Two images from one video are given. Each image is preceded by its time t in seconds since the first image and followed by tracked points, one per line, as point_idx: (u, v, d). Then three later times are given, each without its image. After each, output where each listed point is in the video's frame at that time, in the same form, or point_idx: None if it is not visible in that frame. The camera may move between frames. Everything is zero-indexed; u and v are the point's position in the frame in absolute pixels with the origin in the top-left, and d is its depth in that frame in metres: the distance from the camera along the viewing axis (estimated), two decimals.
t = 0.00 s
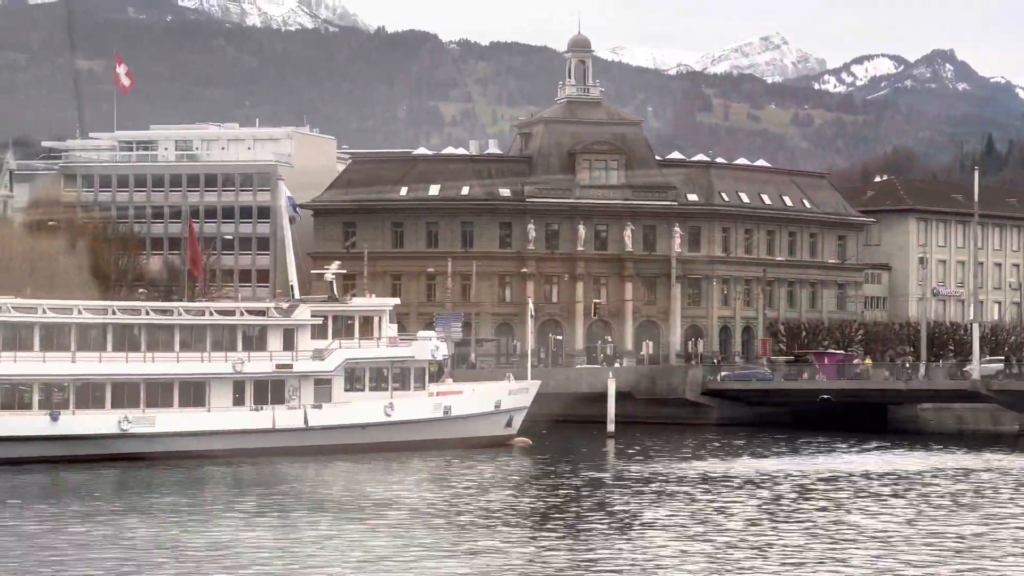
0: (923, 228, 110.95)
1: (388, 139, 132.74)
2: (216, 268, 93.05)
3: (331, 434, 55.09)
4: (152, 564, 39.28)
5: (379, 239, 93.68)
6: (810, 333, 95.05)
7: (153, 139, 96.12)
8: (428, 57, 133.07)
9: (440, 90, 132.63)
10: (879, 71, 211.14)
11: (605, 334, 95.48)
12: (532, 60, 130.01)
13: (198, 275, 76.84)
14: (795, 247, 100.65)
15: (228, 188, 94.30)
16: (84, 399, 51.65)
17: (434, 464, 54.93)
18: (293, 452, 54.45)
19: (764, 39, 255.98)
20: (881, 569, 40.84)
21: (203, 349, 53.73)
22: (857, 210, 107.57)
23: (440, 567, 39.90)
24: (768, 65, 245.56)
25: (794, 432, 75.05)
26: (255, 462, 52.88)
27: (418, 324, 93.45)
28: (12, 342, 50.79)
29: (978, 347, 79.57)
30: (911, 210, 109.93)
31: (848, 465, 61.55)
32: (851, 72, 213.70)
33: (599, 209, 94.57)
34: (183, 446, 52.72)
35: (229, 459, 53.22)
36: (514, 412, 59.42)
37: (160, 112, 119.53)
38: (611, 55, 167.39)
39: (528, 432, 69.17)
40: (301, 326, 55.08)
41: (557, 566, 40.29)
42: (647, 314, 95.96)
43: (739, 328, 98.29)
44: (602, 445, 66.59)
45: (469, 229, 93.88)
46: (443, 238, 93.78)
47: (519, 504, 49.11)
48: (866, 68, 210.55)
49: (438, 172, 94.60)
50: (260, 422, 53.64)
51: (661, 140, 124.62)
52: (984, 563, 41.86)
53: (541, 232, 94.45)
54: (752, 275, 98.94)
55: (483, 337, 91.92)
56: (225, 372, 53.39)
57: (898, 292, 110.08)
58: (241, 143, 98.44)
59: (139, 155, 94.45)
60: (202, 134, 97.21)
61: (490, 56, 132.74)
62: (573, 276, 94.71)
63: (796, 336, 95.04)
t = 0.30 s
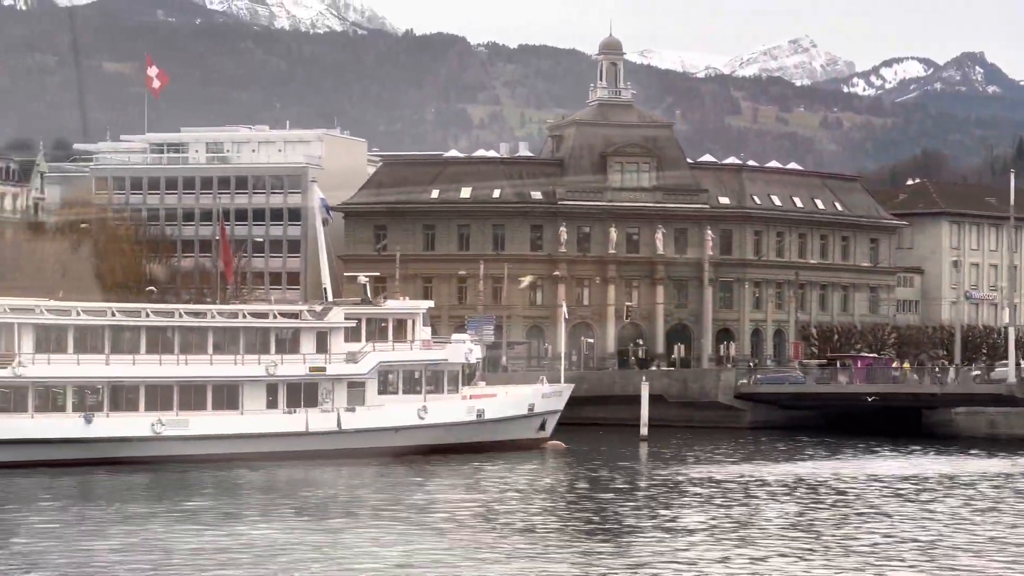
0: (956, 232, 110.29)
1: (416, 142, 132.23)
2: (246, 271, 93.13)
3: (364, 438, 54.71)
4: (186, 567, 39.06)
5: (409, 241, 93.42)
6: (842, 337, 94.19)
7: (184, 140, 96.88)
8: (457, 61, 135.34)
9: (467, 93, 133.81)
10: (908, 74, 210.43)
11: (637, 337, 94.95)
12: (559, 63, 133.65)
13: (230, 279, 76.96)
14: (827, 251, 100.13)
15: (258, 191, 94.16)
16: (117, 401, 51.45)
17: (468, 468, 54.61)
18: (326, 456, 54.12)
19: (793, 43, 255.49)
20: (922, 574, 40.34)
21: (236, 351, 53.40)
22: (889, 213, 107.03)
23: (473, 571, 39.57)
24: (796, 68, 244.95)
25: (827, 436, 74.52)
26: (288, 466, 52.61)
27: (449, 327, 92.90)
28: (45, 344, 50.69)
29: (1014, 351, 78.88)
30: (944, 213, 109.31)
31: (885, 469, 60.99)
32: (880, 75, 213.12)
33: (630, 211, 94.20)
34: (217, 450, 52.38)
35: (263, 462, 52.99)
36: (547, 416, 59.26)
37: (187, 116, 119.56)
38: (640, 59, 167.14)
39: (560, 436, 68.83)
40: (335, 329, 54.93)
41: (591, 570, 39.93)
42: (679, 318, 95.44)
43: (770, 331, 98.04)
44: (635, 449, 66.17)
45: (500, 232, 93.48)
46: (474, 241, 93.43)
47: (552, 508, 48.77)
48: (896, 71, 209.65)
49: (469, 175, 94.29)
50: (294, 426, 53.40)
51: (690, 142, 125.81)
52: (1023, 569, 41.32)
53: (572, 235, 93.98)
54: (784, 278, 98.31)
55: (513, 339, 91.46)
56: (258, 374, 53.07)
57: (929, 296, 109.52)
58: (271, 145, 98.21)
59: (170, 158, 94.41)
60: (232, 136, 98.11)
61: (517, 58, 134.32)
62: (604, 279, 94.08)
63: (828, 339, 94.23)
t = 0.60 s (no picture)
0: (990, 233, 109.62)
1: (441, 140, 134.31)
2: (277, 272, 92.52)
3: (398, 439, 54.45)
4: (222, 569, 38.81)
5: (440, 242, 93.31)
6: (874, 339, 93.58)
7: (213, 142, 97.86)
8: (484, 62, 140.52)
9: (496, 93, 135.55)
10: (938, 74, 209.67)
11: (668, 337, 94.62)
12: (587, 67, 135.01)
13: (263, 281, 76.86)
14: (859, 252, 99.53)
15: (289, 192, 93.63)
16: (151, 401, 51.22)
17: (501, 469, 54.30)
18: (359, 457, 53.87)
19: (821, 44, 254.98)
20: None
21: (270, 352, 53.11)
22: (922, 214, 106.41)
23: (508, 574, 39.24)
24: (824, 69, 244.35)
25: (860, 438, 73.97)
26: (321, 467, 52.34)
27: (480, 328, 92.63)
28: (78, 345, 50.48)
29: None
30: (977, 215, 108.69)
31: (922, 472, 60.37)
32: (910, 75, 212.34)
33: (661, 213, 93.80)
34: (251, 450, 52.19)
35: (295, 463, 52.74)
36: (580, 417, 59.01)
37: (217, 116, 129.91)
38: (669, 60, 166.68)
39: (592, 438, 68.47)
40: (368, 330, 54.68)
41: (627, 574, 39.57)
42: (711, 319, 94.94)
43: (802, 333, 97.19)
44: (669, 451, 65.73)
45: (531, 233, 93.21)
46: (506, 241, 93.19)
47: (586, 511, 48.42)
48: (925, 72, 208.89)
49: (500, 175, 93.93)
50: (327, 426, 53.17)
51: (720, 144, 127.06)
52: None
53: (603, 237, 93.64)
54: (816, 280, 97.72)
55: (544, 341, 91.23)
56: (291, 375, 52.82)
57: (961, 297, 108.97)
58: (302, 146, 97.76)
59: (200, 159, 94.40)
60: (262, 137, 98.54)
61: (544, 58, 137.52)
62: (636, 279, 93.82)
63: (860, 341, 93.53)
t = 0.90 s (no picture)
0: None
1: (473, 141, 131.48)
2: (307, 270, 92.13)
3: (431, 439, 54.08)
4: (261, 569, 38.54)
5: (472, 241, 93.00)
6: (907, 337, 93.10)
7: (245, 140, 98.07)
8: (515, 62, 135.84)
9: (525, 93, 131.70)
10: (968, 74, 208.75)
11: (699, 336, 94.20)
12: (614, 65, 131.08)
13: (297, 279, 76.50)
14: (891, 251, 98.88)
15: (320, 190, 93.19)
16: (185, 400, 50.96)
17: (536, 469, 54.00)
18: (394, 457, 53.51)
19: (850, 43, 254.86)
20: None
21: (303, 352, 52.95)
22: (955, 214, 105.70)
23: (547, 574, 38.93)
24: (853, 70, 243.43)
25: (894, 439, 73.28)
26: (357, 467, 52.04)
27: (511, 327, 92.30)
28: (113, 344, 50.38)
29: None
30: (1010, 214, 108.03)
31: (960, 473, 59.77)
32: (939, 74, 211.44)
33: (692, 212, 93.29)
34: (284, 450, 51.82)
35: (330, 462, 52.46)
36: (614, 417, 58.55)
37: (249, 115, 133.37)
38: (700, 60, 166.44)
39: (625, 438, 68.07)
40: (402, 329, 54.43)
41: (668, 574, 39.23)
42: (742, 319, 94.45)
43: (834, 332, 96.67)
44: (702, 451, 65.27)
45: (563, 232, 92.76)
46: (537, 241, 92.84)
47: (623, 511, 48.09)
48: (954, 71, 207.98)
49: (531, 174, 93.55)
50: (360, 426, 52.78)
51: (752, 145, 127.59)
52: None
53: (635, 236, 93.18)
54: (848, 279, 97.16)
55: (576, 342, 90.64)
56: (325, 374, 52.62)
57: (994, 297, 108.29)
58: (333, 144, 97.23)
59: (231, 158, 94.44)
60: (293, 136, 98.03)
61: (575, 58, 133.46)
62: (667, 279, 93.33)
63: (893, 341, 93.01)
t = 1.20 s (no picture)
0: None
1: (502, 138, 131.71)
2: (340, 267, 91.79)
3: (465, 437, 53.81)
4: (295, 567, 38.24)
5: (504, 238, 92.71)
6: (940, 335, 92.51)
7: (276, 138, 98.17)
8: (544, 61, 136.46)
9: (554, 91, 131.25)
10: (999, 71, 207.68)
11: (732, 334, 93.60)
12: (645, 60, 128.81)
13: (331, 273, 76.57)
14: (924, 249, 98.23)
15: (351, 187, 92.90)
16: (218, 398, 50.72)
17: (570, 467, 53.71)
18: (427, 455, 53.15)
19: (879, 40, 254.18)
20: None
21: (337, 349, 52.71)
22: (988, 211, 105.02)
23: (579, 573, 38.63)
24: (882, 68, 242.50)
25: (929, 438, 72.56)
26: (391, 465, 51.79)
27: (542, 324, 92.00)
28: (147, 340, 50.22)
29: None
30: None
31: (996, 472, 59.21)
32: (969, 71, 210.44)
33: (723, 209, 92.79)
34: (317, 447, 51.53)
35: (363, 459, 52.20)
36: (648, 414, 58.35)
37: (279, 112, 132.89)
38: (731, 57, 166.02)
39: (657, 435, 67.73)
40: (435, 326, 54.21)
41: (707, 574, 38.80)
42: (773, 316, 94.04)
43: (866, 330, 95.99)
44: (735, 449, 64.89)
45: (594, 229, 92.47)
46: (569, 238, 92.46)
47: (658, 510, 47.72)
48: (984, 68, 207.00)
49: (563, 172, 93.18)
50: (394, 424, 52.31)
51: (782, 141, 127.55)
52: None
53: (667, 233, 92.76)
54: (881, 276, 96.59)
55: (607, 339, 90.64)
56: (358, 372, 52.26)
57: None
58: (364, 141, 97.09)
59: (262, 155, 94.42)
60: (325, 133, 98.21)
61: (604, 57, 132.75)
62: (698, 276, 92.99)
63: (926, 339, 92.31)
